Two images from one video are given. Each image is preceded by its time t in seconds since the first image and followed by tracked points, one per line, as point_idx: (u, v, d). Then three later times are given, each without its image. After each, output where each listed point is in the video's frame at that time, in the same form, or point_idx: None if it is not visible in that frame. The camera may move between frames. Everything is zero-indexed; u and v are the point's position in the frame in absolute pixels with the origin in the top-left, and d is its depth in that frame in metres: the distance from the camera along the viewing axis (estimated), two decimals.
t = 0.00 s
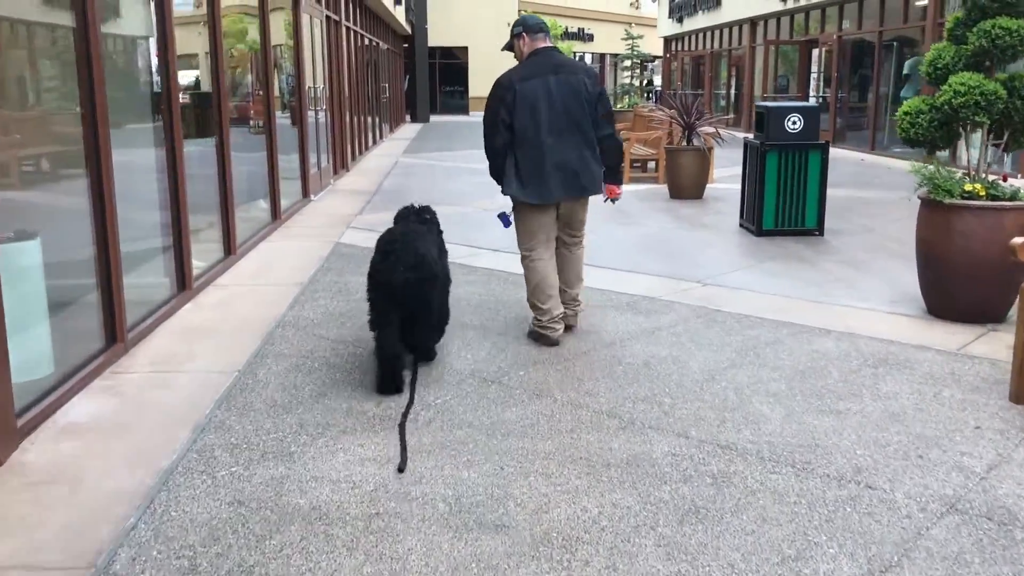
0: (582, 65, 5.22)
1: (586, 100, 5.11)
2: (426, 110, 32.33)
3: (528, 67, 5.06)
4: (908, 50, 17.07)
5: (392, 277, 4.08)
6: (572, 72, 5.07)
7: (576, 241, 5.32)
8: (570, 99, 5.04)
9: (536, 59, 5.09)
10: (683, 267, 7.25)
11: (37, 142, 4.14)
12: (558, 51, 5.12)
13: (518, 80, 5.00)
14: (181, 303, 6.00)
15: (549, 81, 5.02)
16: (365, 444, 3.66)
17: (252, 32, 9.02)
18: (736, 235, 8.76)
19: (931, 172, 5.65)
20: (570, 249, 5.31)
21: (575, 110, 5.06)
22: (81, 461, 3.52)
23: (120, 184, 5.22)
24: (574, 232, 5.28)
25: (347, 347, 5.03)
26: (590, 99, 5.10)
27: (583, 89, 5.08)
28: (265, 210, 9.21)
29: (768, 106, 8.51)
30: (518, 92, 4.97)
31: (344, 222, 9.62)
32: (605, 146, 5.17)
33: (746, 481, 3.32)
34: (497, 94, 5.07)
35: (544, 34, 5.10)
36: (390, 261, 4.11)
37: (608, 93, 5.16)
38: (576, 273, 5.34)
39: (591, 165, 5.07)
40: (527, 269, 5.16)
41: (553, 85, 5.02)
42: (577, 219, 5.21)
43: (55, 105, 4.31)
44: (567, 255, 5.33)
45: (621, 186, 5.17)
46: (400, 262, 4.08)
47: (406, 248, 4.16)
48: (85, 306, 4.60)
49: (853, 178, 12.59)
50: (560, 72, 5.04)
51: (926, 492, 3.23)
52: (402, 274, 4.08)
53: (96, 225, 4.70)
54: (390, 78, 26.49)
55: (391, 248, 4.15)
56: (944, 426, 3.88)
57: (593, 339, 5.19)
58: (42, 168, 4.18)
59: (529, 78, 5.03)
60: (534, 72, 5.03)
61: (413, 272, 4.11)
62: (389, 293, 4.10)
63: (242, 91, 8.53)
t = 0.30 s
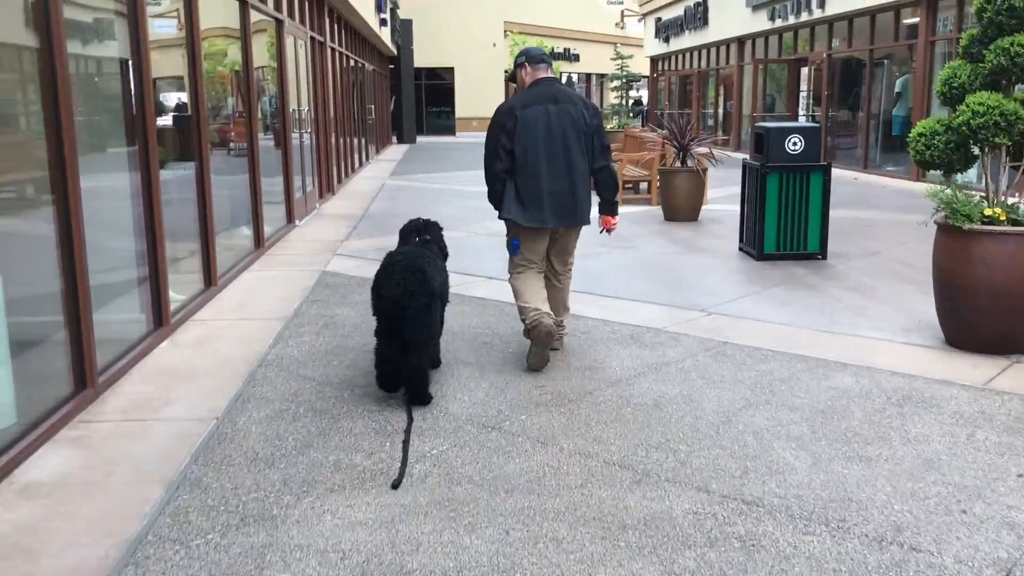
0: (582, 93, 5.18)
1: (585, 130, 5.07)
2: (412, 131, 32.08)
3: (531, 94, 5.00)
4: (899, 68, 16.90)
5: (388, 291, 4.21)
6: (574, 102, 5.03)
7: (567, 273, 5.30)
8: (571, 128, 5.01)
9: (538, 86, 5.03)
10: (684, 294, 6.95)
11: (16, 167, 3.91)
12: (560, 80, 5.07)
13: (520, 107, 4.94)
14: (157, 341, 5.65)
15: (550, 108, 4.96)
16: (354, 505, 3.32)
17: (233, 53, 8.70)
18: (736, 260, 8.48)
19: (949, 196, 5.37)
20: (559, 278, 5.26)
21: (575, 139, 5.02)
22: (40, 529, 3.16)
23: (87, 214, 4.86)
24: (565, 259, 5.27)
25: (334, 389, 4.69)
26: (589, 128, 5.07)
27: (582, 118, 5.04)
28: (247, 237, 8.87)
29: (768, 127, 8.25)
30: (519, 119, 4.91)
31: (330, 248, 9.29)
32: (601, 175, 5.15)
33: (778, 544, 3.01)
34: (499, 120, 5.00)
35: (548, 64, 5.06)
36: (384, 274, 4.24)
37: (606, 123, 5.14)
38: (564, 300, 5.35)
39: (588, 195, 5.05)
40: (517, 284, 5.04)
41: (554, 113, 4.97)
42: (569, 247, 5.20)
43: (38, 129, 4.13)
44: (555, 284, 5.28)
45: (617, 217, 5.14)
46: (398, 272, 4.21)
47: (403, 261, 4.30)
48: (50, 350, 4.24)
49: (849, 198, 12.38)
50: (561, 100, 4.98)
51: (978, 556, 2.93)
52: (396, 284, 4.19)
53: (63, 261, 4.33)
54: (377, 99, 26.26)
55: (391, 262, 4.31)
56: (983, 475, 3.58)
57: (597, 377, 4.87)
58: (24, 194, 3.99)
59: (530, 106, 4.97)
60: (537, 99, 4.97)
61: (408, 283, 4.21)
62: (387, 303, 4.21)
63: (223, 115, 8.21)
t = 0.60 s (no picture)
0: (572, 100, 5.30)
1: (577, 138, 5.22)
2: (400, 147, 31.82)
3: (525, 104, 5.10)
4: (892, 83, 16.72)
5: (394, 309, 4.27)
6: (566, 112, 5.15)
7: (562, 283, 5.22)
8: (565, 137, 5.14)
9: (532, 96, 5.14)
10: (686, 314, 6.68)
11: None
12: (553, 89, 5.18)
13: (516, 118, 5.04)
14: (132, 368, 5.33)
15: (546, 119, 5.07)
16: (339, 556, 3.02)
17: (214, 66, 8.40)
18: (735, 278, 8.23)
19: (966, 212, 5.12)
20: (551, 288, 5.20)
21: (568, 148, 5.16)
22: None
23: (53, 240, 4.51)
24: (558, 267, 5.20)
25: (318, 421, 4.38)
26: (580, 136, 5.22)
27: (575, 128, 5.19)
28: (230, 256, 8.56)
29: (767, 142, 8.00)
30: (517, 130, 5.02)
31: (316, 267, 8.98)
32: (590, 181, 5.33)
33: None
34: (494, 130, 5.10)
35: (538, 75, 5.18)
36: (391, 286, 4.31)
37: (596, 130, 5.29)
38: (559, 320, 5.17)
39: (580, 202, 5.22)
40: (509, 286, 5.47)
41: (549, 123, 5.08)
42: (559, 257, 5.19)
43: None
44: (547, 296, 5.20)
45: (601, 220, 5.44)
46: (407, 290, 4.26)
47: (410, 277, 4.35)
48: (11, 381, 3.91)
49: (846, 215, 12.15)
50: (555, 110, 5.10)
51: None
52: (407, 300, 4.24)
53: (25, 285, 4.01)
54: (365, 115, 26.03)
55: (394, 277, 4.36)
56: None
57: (599, 405, 4.58)
58: None
59: (525, 116, 5.08)
60: (531, 109, 5.08)
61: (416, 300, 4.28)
62: (392, 317, 4.26)
63: (204, 130, 7.90)
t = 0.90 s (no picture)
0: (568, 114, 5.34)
1: (571, 152, 5.23)
2: (400, 156, 31.51)
3: (513, 120, 5.19)
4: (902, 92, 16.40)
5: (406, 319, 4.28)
6: (556, 126, 5.18)
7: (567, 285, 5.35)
8: (554, 151, 5.17)
9: (521, 111, 5.23)
10: (698, 336, 6.34)
11: None
12: (543, 103, 5.25)
13: (504, 133, 5.13)
14: (109, 394, 4.99)
15: (534, 134, 5.14)
16: None
17: (205, 72, 8.06)
18: (747, 295, 7.89)
19: (1003, 231, 4.78)
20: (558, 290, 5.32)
21: (559, 162, 5.18)
22: None
23: (17, 260, 4.13)
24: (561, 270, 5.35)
25: (306, 457, 4.02)
26: (574, 150, 5.23)
27: (565, 141, 5.20)
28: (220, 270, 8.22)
29: (782, 153, 7.68)
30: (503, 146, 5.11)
31: (310, 282, 8.64)
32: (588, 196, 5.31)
33: None
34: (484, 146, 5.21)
35: (528, 88, 5.24)
36: (404, 306, 4.26)
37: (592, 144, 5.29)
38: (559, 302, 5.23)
39: (573, 215, 5.23)
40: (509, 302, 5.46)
41: (536, 137, 5.15)
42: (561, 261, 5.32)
43: None
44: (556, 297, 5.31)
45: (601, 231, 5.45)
46: (418, 312, 4.26)
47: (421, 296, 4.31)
48: None
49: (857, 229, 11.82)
50: (544, 124, 5.17)
51: None
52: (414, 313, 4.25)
53: None
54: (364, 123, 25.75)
55: (406, 297, 4.28)
56: None
57: (612, 438, 4.24)
58: None
59: (512, 131, 5.16)
60: (519, 124, 5.15)
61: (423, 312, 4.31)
62: (401, 336, 4.26)
63: (193, 138, 7.56)
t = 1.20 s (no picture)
0: (567, 119, 5.43)
1: (565, 153, 5.31)
2: (398, 159, 31.17)
3: (511, 119, 5.31)
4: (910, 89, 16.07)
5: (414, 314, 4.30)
6: (551, 127, 5.28)
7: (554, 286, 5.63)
8: (546, 152, 5.26)
9: (520, 112, 5.34)
10: (716, 346, 6.02)
11: None
12: (542, 105, 5.35)
13: (498, 132, 5.27)
14: (91, 413, 4.65)
15: (527, 133, 5.25)
16: None
17: (196, 72, 7.72)
18: (763, 302, 7.58)
19: None
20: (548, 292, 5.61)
21: (552, 163, 5.27)
22: None
23: None
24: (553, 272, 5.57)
25: (301, 486, 3.70)
26: (568, 151, 5.31)
27: (560, 142, 5.29)
28: (213, 277, 7.88)
29: (798, 155, 7.36)
30: (496, 144, 5.24)
31: (307, 289, 8.31)
32: (583, 197, 5.35)
33: None
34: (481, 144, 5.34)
35: (533, 88, 5.31)
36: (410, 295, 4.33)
37: (587, 145, 5.34)
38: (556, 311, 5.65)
39: (564, 216, 5.28)
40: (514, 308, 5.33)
41: (530, 137, 5.26)
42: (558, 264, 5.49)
43: None
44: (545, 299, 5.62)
45: (605, 235, 5.44)
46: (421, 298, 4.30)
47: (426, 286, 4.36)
48: None
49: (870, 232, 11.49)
50: (539, 124, 5.28)
51: None
52: (423, 308, 4.27)
53: None
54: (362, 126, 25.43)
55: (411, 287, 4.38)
56: None
57: (633, 463, 3.92)
58: None
59: (508, 130, 5.28)
60: (515, 123, 5.26)
61: (433, 307, 4.30)
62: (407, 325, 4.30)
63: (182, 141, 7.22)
